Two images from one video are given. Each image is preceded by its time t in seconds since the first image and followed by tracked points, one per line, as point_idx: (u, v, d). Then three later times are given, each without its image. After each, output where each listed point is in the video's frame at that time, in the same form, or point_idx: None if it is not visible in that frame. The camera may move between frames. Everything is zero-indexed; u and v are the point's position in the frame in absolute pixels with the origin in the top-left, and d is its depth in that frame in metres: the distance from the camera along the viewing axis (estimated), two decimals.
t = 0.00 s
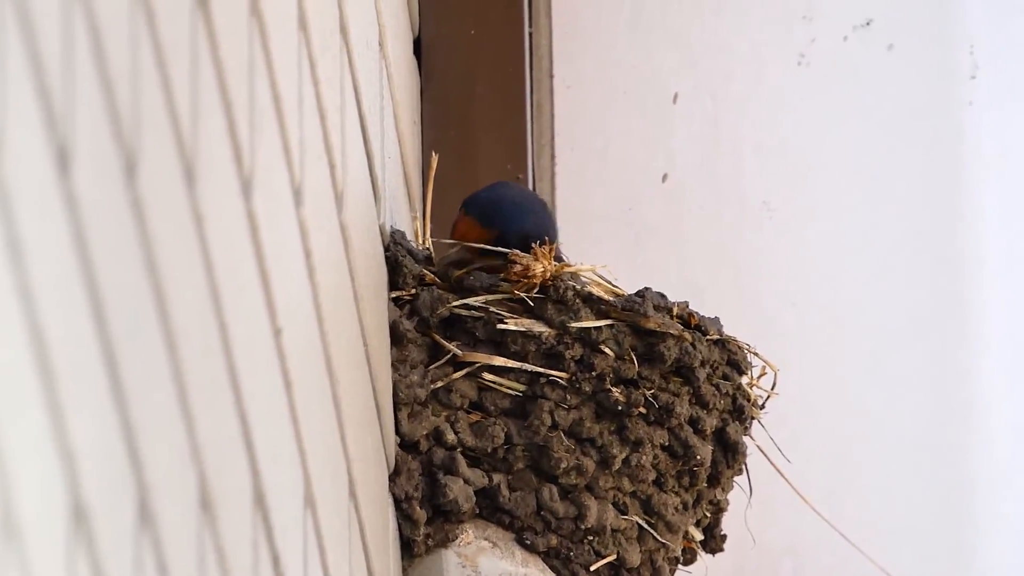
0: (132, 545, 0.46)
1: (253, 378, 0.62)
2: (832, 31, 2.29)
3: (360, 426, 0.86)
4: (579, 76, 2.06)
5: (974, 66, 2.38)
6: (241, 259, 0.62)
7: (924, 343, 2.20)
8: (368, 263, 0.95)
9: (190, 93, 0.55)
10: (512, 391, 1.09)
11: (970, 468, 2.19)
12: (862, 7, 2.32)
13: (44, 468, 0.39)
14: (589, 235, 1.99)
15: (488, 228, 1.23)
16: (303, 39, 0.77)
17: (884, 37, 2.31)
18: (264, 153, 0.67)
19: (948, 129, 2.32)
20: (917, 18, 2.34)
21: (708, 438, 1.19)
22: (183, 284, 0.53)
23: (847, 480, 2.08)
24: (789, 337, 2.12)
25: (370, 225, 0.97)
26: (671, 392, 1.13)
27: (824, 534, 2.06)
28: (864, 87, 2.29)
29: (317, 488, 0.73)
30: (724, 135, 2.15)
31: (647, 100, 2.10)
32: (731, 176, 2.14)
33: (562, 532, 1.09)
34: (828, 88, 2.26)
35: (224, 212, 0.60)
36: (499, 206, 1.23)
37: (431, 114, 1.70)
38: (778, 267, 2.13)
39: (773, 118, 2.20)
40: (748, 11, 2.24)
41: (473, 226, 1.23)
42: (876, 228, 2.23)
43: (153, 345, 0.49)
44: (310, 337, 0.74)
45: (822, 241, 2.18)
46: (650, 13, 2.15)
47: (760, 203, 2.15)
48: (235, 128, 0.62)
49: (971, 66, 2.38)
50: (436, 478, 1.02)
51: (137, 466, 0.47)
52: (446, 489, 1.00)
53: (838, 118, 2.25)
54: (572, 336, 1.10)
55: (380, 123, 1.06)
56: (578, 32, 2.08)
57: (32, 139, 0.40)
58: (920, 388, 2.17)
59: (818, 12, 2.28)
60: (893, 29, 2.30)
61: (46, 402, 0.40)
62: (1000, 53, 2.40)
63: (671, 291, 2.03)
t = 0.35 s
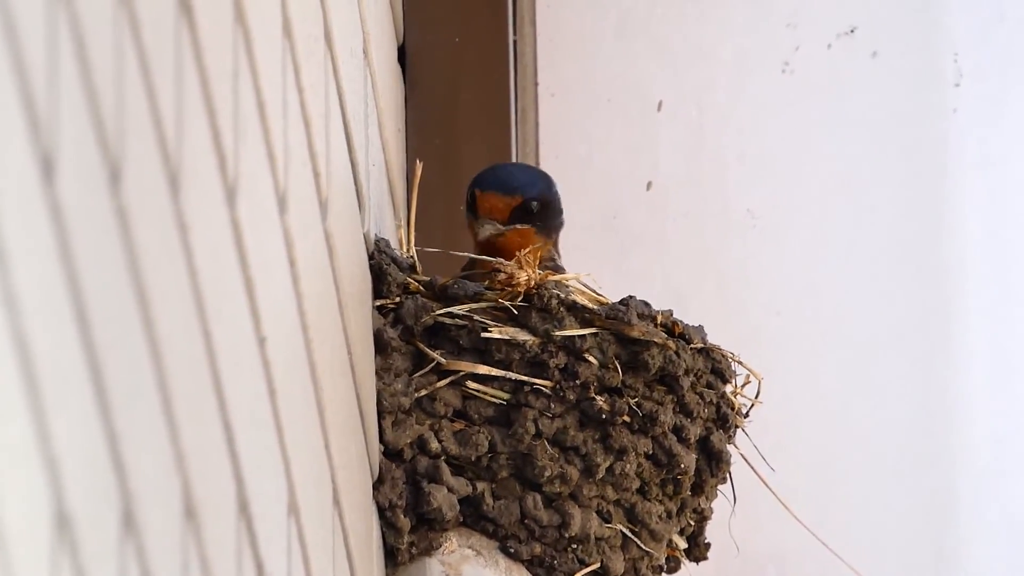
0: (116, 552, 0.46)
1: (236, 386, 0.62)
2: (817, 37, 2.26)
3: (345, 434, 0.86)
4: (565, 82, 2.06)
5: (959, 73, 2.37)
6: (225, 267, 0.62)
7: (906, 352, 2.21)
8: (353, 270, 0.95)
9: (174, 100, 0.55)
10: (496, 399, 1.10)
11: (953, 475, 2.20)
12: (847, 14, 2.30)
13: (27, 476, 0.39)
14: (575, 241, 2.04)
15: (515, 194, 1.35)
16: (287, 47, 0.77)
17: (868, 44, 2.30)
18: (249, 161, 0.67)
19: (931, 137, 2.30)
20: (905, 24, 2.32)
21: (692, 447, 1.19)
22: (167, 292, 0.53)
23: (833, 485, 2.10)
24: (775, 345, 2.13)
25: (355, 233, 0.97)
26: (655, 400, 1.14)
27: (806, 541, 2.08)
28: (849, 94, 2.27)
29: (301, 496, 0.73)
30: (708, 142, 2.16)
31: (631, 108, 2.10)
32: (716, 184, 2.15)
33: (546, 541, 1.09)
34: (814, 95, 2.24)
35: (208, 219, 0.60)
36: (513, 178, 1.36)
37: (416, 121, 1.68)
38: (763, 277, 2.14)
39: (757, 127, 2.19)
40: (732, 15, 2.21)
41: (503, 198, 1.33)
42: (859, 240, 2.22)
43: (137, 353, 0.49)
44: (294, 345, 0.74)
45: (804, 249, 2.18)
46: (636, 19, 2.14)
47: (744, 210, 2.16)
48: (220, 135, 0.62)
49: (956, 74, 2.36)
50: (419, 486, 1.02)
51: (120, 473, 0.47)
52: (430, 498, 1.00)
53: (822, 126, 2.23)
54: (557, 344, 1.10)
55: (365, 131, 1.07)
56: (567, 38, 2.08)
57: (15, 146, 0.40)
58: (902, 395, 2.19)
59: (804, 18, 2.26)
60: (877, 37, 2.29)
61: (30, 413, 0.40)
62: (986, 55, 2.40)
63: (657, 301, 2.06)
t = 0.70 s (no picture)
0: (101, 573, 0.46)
1: (222, 407, 0.62)
2: (801, 59, 2.26)
3: (330, 455, 0.86)
4: (550, 104, 2.11)
5: (943, 95, 2.32)
6: (211, 288, 0.62)
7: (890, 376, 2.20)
8: (338, 291, 0.95)
9: (160, 121, 0.56)
10: (481, 420, 1.10)
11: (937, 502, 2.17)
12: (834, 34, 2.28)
13: (14, 496, 0.39)
14: (561, 262, 2.07)
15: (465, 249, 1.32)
16: (273, 67, 0.78)
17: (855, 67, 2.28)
18: (235, 181, 0.67)
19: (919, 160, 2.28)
20: (891, 44, 2.30)
21: (678, 468, 1.19)
22: (152, 311, 0.53)
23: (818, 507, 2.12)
24: (761, 365, 2.15)
25: (340, 253, 0.97)
26: (641, 421, 1.14)
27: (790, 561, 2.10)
28: (834, 116, 2.26)
29: (287, 517, 0.73)
30: (694, 164, 2.17)
31: (617, 127, 2.14)
32: (702, 206, 2.16)
33: (531, 562, 1.09)
34: (798, 117, 2.24)
35: (194, 239, 0.60)
36: (467, 227, 1.33)
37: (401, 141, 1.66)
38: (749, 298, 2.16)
39: (743, 147, 2.21)
40: (717, 35, 2.23)
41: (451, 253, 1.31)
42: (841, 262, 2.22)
43: (123, 372, 0.49)
44: (279, 365, 0.74)
45: (787, 271, 2.18)
46: (621, 40, 2.19)
47: (729, 231, 2.18)
48: (206, 155, 0.62)
49: (940, 96, 2.31)
50: (404, 507, 1.02)
51: (106, 493, 0.47)
52: (416, 518, 1.00)
53: (805, 149, 2.23)
54: (542, 365, 1.10)
55: (350, 152, 1.07)
56: (552, 61, 2.14)
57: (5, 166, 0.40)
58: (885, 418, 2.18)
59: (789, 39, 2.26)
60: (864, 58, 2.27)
61: (20, 436, 0.40)
62: (973, 75, 2.34)
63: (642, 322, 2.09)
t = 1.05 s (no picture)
0: None
1: (206, 428, 0.62)
2: (786, 79, 2.29)
3: (314, 475, 0.86)
4: (534, 125, 2.12)
5: (927, 118, 2.35)
6: (195, 308, 0.62)
7: (872, 398, 2.23)
8: (322, 313, 0.95)
9: (145, 143, 0.56)
10: (465, 441, 1.10)
11: (921, 522, 2.19)
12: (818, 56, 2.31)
13: None
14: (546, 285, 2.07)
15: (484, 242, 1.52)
16: (258, 88, 0.79)
17: (838, 89, 2.33)
18: (220, 203, 0.68)
19: (899, 182, 2.32)
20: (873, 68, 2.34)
21: (661, 489, 1.19)
22: (136, 333, 0.53)
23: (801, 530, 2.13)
24: (745, 387, 2.16)
25: (324, 274, 0.97)
26: (624, 442, 1.14)
27: None
28: (817, 139, 2.29)
29: (271, 538, 0.73)
30: (680, 186, 2.19)
31: (602, 149, 2.15)
32: (687, 229, 2.18)
33: None
34: (782, 138, 2.27)
35: (179, 260, 0.60)
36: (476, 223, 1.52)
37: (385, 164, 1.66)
38: (735, 317, 2.17)
39: (727, 169, 2.22)
40: (701, 57, 2.25)
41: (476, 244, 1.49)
42: (826, 283, 2.23)
43: (108, 395, 0.50)
44: (263, 386, 0.74)
45: (771, 294, 2.20)
46: (606, 62, 2.19)
47: (713, 251, 2.18)
48: (191, 176, 0.62)
49: (925, 118, 2.34)
50: (388, 527, 1.02)
51: (89, 515, 0.47)
52: (399, 538, 1.00)
53: (789, 171, 2.26)
54: (526, 386, 1.11)
55: (334, 173, 1.08)
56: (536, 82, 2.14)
57: None
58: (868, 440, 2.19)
59: (774, 62, 2.29)
60: (847, 80, 2.32)
61: (4, 460, 0.40)
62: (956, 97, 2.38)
63: (626, 343, 2.10)
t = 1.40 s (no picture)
0: None
1: (196, 440, 0.62)
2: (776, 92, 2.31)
3: (304, 487, 0.86)
4: (525, 137, 2.11)
5: (917, 130, 2.38)
6: (185, 320, 0.62)
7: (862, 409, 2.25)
8: (312, 325, 0.95)
9: (135, 155, 0.56)
10: (454, 454, 1.10)
11: (914, 533, 2.21)
12: (807, 70, 2.33)
13: None
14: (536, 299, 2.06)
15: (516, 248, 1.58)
16: (248, 101, 0.79)
17: (828, 102, 2.34)
18: (210, 215, 0.68)
19: (888, 195, 2.34)
20: (864, 83, 2.36)
21: (651, 502, 1.20)
22: (126, 344, 0.53)
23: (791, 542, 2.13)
24: (734, 401, 2.16)
25: (314, 286, 0.97)
26: (614, 455, 1.15)
27: None
28: (807, 151, 2.31)
29: (261, 550, 0.73)
30: (669, 200, 2.20)
31: (592, 162, 2.16)
32: (676, 241, 2.19)
33: None
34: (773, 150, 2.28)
35: (169, 272, 0.60)
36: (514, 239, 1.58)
37: (377, 176, 1.64)
38: (725, 328, 2.19)
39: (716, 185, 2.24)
40: (690, 71, 2.26)
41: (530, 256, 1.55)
42: (816, 295, 2.25)
43: (97, 406, 0.50)
44: (253, 399, 0.75)
45: (761, 307, 2.21)
46: (595, 74, 2.19)
47: (704, 267, 2.19)
48: (181, 189, 0.63)
49: (915, 129, 2.37)
50: (378, 540, 1.02)
51: (78, 526, 0.47)
52: (389, 552, 1.00)
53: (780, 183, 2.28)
54: (516, 400, 1.11)
55: (324, 186, 1.08)
56: (528, 95, 2.14)
57: None
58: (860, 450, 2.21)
59: (762, 75, 2.30)
60: (836, 93, 2.34)
61: None
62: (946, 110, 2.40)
63: (615, 356, 2.11)
